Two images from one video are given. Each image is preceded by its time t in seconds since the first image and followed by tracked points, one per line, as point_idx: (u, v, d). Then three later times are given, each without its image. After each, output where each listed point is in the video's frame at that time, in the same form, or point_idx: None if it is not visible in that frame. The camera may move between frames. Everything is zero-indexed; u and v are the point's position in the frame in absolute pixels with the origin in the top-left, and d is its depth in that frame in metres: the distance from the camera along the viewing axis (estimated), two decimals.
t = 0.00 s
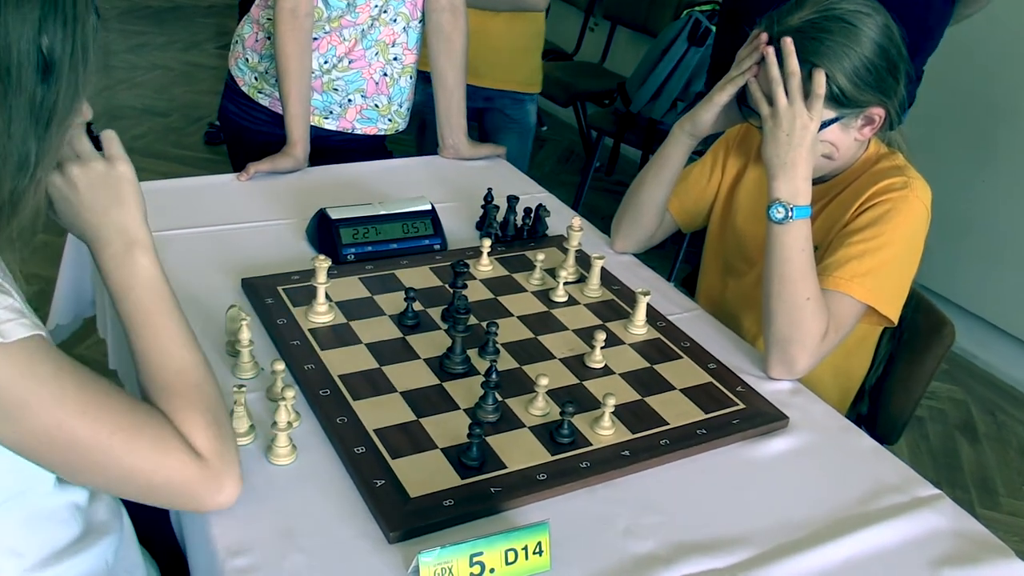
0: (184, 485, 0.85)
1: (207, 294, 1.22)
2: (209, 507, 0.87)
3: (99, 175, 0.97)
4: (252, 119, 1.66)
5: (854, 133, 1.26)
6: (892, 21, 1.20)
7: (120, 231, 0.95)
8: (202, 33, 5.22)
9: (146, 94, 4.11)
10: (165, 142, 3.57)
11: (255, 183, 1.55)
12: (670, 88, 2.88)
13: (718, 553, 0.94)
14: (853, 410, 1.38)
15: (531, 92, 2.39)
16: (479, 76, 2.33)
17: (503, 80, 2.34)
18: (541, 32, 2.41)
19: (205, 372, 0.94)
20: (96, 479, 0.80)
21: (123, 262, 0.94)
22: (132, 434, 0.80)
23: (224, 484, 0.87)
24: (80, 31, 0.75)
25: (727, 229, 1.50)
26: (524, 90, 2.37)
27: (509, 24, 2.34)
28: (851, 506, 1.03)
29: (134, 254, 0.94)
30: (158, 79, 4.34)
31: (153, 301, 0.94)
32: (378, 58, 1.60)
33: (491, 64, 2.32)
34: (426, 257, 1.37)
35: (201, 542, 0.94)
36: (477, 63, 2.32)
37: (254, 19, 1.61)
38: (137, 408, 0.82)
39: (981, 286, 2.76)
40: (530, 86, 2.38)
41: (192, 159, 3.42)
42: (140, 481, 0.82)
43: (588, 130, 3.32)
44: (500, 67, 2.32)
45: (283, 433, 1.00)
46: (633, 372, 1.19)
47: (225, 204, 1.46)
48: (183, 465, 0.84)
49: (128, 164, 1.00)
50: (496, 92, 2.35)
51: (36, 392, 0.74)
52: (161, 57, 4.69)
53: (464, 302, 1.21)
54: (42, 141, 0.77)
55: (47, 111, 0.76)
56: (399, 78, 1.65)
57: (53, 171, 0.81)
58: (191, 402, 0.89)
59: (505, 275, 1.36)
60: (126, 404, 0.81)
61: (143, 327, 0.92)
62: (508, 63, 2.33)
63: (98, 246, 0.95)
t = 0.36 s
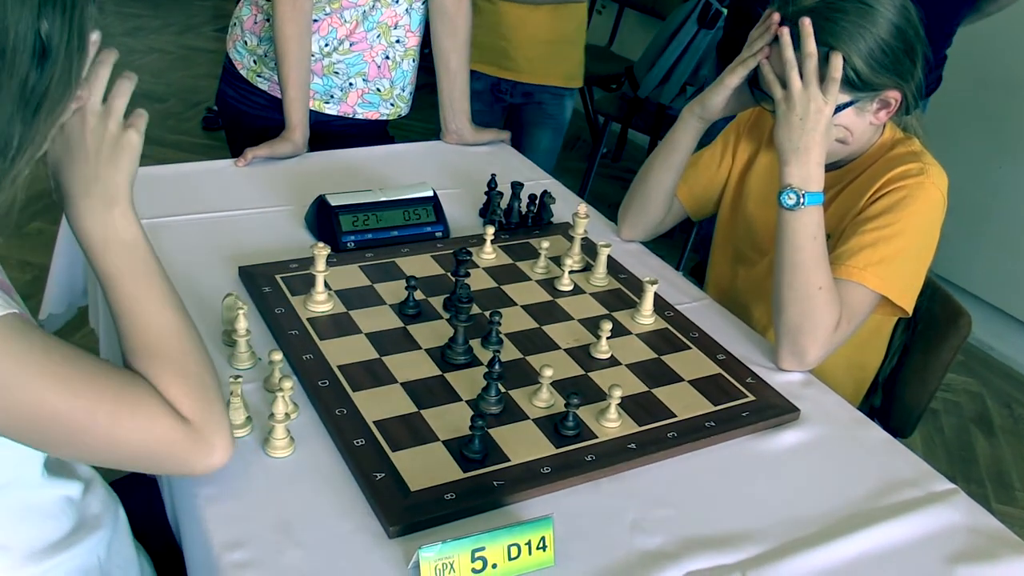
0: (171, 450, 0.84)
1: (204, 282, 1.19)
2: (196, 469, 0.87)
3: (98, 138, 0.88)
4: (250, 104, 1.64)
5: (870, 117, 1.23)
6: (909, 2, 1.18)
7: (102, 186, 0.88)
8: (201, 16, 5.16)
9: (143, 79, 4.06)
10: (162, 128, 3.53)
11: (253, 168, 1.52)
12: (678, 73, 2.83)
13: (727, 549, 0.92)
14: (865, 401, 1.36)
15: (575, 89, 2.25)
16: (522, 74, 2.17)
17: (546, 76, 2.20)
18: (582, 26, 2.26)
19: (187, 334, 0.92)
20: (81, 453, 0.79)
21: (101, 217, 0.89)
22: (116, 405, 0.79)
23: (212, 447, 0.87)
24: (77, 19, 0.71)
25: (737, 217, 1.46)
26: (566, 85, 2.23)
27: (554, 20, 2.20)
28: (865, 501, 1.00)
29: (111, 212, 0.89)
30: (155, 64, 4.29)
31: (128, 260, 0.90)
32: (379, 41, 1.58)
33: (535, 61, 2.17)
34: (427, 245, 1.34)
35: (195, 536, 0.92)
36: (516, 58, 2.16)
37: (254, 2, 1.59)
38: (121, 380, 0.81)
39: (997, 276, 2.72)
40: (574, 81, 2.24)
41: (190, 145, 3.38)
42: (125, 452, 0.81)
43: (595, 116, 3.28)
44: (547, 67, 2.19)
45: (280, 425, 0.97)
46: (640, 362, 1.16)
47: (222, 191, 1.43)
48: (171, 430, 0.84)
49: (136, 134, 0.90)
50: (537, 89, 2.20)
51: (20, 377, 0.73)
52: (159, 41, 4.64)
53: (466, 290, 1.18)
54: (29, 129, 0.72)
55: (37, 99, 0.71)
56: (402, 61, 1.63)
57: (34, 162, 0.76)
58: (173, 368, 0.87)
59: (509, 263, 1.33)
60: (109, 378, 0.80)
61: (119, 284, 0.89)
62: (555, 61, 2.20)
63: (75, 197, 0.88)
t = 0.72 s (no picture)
0: (164, 421, 0.82)
1: (201, 268, 1.17)
2: (189, 438, 0.85)
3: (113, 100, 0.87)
4: (250, 86, 1.61)
5: (885, 99, 1.19)
6: None
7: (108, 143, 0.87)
8: None
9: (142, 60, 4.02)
10: (161, 111, 3.49)
11: (252, 151, 1.49)
12: (688, 55, 2.80)
13: (735, 543, 0.89)
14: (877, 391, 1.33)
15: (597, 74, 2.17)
16: (549, 61, 2.08)
17: (571, 62, 2.11)
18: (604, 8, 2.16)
19: (184, 298, 0.89)
20: (70, 429, 0.77)
21: (106, 175, 0.87)
22: (103, 378, 0.77)
23: (204, 418, 0.85)
24: (81, 14, 0.69)
25: (747, 203, 1.43)
26: (591, 70, 2.15)
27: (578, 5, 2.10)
28: (878, 494, 0.98)
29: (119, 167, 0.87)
30: (153, 45, 4.25)
31: (130, 220, 0.88)
32: (382, 21, 1.55)
33: (560, 46, 2.08)
34: (430, 230, 1.32)
35: (192, 527, 0.90)
36: (543, 45, 2.07)
37: None
38: (114, 351, 0.79)
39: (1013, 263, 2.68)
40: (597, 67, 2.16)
41: (190, 129, 3.35)
42: (116, 426, 0.79)
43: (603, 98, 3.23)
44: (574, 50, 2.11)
45: (278, 415, 0.95)
46: (647, 352, 1.13)
47: (221, 175, 1.41)
48: (163, 400, 0.82)
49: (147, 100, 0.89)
50: (563, 74, 2.11)
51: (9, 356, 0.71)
52: (158, 21, 4.60)
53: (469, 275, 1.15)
54: (23, 123, 0.70)
55: (34, 93, 0.69)
56: (405, 42, 1.60)
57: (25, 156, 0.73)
58: (171, 335, 0.85)
59: (513, 250, 1.31)
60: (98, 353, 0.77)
61: (118, 242, 0.87)
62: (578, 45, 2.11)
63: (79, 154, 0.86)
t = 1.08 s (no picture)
0: (166, 392, 0.79)
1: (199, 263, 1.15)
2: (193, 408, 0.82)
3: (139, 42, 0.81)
4: (249, 78, 1.59)
5: (904, 92, 1.16)
6: None
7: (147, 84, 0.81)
8: None
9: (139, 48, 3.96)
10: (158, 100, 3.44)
11: (251, 144, 1.46)
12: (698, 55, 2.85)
13: (742, 549, 0.87)
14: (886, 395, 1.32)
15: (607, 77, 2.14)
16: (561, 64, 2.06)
17: (584, 65, 2.08)
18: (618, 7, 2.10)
19: (205, 261, 0.84)
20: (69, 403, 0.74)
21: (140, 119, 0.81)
22: (103, 353, 0.74)
23: (211, 393, 0.82)
24: None
25: (759, 202, 1.41)
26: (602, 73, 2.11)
27: (588, 9, 2.06)
28: (890, 500, 0.95)
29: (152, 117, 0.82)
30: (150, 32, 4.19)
31: (158, 170, 0.82)
32: (385, 12, 1.52)
33: (573, 49, 2.05)
34: (432, 226, 1.29)
35: (188, 529, 0.87)
36: (554, 49, 2.05)
37: None
38: (116, 324, 0.76)
39: None
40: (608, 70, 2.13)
41: (188, 119, 3.30)
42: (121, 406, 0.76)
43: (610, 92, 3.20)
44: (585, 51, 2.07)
45: (276, 415, 0.93)
46: (653, 352, 1.11)
47: (220, 168, 1.39)
48: (167, 372, 0.79)
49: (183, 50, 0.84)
50: (575, 78, 2.08)
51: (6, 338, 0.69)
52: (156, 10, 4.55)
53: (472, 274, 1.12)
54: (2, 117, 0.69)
55: (12, 87, 0.68)
56: (408, 34, 1.58)
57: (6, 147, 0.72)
58: (186, 306, 0.82)
59: (517, 247, 1.28)
60: (99, 328, 0.75)
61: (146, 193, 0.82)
62: (590, 48, 2.07)
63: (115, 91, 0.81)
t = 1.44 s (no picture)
0: (158, 468, 0.78)
1: (195, 267, 1.13)
2: (184, 486, 0.80)
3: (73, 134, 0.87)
4: (245, 77, 1.57)
5: (919, 92, 1.13)
6: None
7: (88, 186, 0.85)
8: None
9: (132, 44, 3.89)
10: (152, 98, 3.38)
11: (248, 144, 1.45)
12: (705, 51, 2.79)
13: (748, 558, 0.85)
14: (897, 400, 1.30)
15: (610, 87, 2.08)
16: (567, 68, 2.00)
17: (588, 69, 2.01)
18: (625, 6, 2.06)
19: (178, 341, 0.85)
20: (59, 459, 0.73)
21: (91, 213, 0.85)
22: (101, 415, 0.74)
23: (202, 464, 0.81)
24: None
25: (769, 201, 1.39)
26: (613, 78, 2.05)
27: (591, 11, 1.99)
28: (901, 507, 0.93)
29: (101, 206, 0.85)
30: (144, 28, 4.11)
31: (117, 260, 0.84)
32: (384, 10, 1.50)
33: (578, 54, 2.00)
34: (433, 228, 1.27)
35: (184, 538, 0.85)
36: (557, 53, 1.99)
37: None
38: (111, 392, 0.76)
39: None
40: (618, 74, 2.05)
41: (183, 117, 3.23)
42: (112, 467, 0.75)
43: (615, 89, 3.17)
44: (591, 57, 2.01)
45: (274, 420, 0.91)
46: (658, 357, 1.09)
47: (217, 168, 1.37)
48: (157, 446, 0.77)
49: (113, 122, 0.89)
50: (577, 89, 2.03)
51: None
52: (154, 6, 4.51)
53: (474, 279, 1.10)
54: None
55: None
56: (408, 32, 1.55)
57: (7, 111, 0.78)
58: (165, 375, 0.81)
59: (520, 249, 1.26)
60: (100, 389, 0.75)
61: (105, 279, 0.83)
62: (598, 52, 2.02)
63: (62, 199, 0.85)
